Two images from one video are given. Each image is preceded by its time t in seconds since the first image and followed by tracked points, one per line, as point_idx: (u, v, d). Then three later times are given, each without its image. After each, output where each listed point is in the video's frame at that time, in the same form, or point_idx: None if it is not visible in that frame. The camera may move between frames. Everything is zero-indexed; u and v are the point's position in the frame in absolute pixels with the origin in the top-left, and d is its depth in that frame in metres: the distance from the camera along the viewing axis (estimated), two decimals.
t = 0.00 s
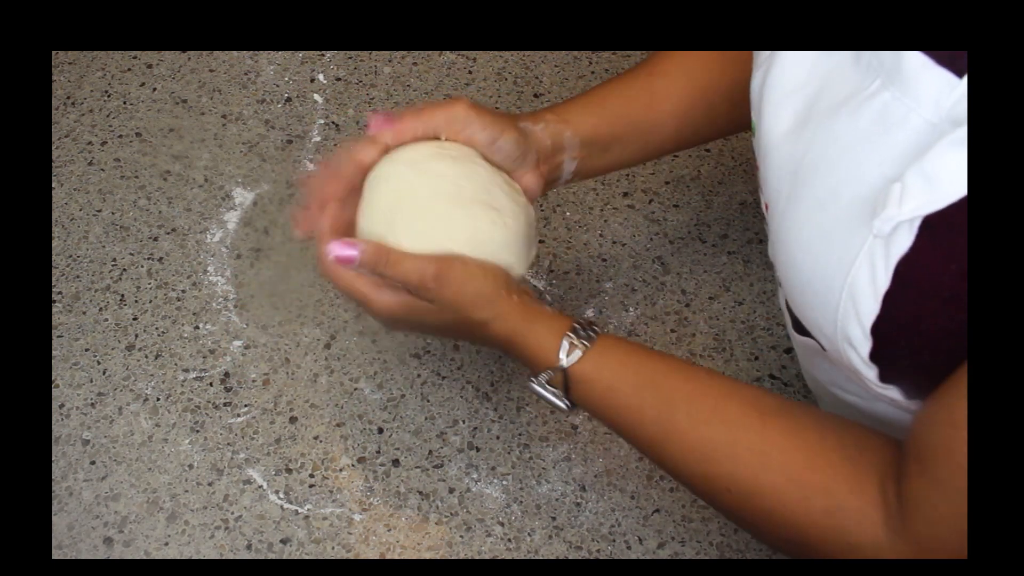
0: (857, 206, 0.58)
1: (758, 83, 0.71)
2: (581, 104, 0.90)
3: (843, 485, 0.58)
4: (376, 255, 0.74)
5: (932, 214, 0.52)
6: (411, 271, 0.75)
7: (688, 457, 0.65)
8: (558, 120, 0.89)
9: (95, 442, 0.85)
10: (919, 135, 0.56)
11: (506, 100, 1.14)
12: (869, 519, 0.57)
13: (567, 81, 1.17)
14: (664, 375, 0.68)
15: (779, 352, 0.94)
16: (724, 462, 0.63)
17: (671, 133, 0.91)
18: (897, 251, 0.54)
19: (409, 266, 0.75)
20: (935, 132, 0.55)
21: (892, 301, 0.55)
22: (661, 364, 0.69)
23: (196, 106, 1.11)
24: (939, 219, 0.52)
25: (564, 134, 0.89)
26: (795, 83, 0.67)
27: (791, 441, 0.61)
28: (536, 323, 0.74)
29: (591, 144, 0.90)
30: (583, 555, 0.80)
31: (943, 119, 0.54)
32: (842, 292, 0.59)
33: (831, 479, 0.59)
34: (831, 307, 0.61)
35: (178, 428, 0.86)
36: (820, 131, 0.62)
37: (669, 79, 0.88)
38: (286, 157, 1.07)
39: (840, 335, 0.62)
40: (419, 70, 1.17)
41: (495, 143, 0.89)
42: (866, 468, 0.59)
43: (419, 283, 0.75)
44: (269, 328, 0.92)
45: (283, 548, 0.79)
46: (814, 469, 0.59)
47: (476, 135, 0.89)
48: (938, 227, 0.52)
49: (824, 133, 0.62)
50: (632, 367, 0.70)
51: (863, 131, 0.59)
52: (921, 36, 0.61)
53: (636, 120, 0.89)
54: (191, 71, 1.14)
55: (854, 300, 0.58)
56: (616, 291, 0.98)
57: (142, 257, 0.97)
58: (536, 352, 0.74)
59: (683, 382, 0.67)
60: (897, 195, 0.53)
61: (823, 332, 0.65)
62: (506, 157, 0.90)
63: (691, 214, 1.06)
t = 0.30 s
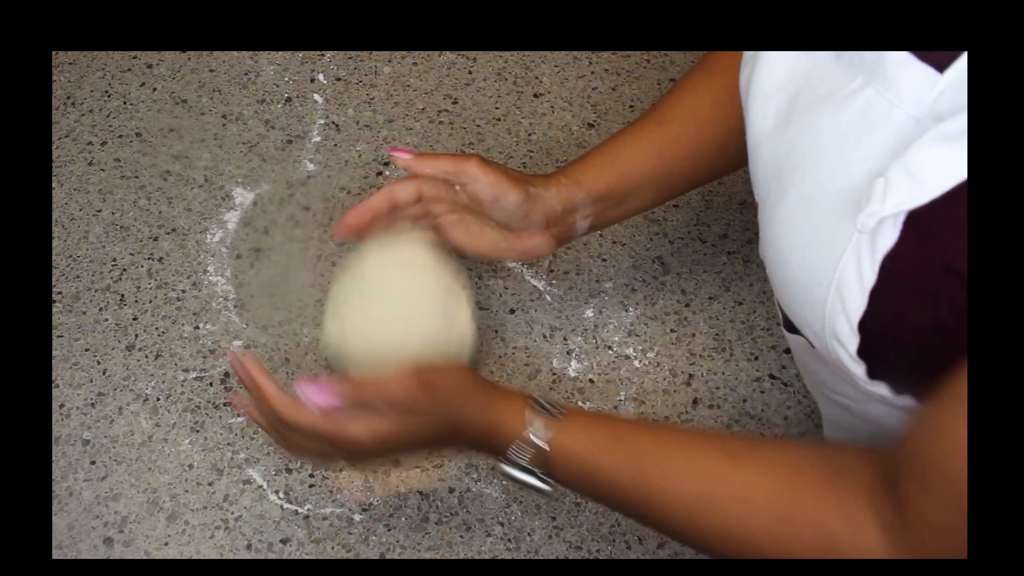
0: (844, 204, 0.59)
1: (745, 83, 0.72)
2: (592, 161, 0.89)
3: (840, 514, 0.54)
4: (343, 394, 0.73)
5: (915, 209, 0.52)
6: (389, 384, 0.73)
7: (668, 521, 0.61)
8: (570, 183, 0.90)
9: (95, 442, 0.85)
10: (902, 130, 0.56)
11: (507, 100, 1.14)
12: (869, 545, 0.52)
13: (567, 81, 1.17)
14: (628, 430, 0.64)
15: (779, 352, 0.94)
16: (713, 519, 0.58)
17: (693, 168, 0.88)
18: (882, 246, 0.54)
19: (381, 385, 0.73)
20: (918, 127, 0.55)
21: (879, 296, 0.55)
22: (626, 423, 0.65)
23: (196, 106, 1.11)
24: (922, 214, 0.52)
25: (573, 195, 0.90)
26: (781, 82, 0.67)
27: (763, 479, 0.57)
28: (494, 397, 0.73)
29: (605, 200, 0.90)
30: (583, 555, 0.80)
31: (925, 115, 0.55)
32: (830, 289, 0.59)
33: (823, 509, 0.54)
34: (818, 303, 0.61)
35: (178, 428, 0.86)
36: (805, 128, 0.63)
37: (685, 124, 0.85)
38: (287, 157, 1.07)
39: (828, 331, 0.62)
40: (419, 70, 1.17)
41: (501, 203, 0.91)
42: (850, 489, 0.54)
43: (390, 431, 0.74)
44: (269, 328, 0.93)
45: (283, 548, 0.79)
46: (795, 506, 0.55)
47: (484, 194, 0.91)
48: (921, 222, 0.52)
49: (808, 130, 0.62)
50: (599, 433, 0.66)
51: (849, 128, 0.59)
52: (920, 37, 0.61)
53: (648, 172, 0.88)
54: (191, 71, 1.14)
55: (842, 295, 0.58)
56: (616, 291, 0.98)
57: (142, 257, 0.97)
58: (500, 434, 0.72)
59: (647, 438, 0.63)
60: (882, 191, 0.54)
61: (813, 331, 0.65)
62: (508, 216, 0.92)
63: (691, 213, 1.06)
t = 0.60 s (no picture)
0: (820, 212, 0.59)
1: (727, 90, 0.72)
2: (532, 195, 0.92)
3: (782, 440, 0.65)
4: (417, 314, 0.83)
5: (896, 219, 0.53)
6: (457, 305, 0.84)
7: (681, 442, 0.71)
8: (496, 235, 0.93)
9: (95, 442, 0.85)
10: (872, 140, 0.56)
11: (507, 100, 1.14)
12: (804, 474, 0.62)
13: (567, 81, 1.17)
14: (651, 355, 0.79)
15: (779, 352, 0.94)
16: (708, 443, 0.69)
17: (594, 196, 0.90)
18: (864, 255, 0.55)
19: (448, 308, 0.83)
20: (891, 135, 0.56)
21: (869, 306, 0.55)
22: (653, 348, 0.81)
23: (196, 106, 1.11)
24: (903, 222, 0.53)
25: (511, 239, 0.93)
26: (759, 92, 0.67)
27: (735, 408, 0.69)
28: (538, 318, 0.88)
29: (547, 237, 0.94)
30: (584, 555, 0.80)
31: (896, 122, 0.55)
32: (814, 298, 0.59)
33: (760, 434, 0.67)
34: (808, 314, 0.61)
35: (178, 428, 0.86)
36: (782, 139, 0.63)
37: (606, 150, 0.88)
38: (287, 157, 1.07)
39: (821, 339, 0.61)
40: (419, 69, 1.17)
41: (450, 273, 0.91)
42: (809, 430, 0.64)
43: (413, 360, 0.82)
44: (270, 328, 0.93)
45: (283, 548, 0.79)
46: (729, 418, 0.69)
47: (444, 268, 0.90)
48: (904, 230, 0.53)
49: (784, 141, 0.62)
50: (614, 349, 0.82)
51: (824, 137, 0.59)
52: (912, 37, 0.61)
53: (581, 211, 0.92)
54: (191, 71, 1.14)
55: (829, 306, 0.58)
56: (616, 291, 0.98)
57: (142, 257, 0.97)
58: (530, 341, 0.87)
59: (656, 360, 0.78)
60: (861, 201, 0.54)
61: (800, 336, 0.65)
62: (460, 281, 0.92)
63: (691, 213, 1.06)
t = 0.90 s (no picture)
0: (797, 210, 0.63)
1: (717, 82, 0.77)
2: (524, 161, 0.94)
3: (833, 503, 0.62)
4: (419, 352, 0.78)
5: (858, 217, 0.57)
6: (455, 349, 0.79)
7: (722, 493, 0.68)
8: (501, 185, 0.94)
9: (95, 442, 0.85)
10: (847, 140, 0.61)
11: (507, 100, 1.14)
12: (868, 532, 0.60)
13: (567, 82, 1.17)
14: (663, 402, 0.76)
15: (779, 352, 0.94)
16: (752, 495, 0.67)
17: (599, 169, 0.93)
18: (833, 252, 0.58)
19: (451, 350, 0.79)
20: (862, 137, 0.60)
21: (835, 303, 0.59)
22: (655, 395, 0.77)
23: (196, 106, 1.11)
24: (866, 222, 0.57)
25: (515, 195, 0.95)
26: (748, 91, 0.72)
27: (784, 461, 0.67)
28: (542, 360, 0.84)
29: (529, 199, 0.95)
30: (584, 555, 0.80)
31: (867, 125, 0.59)
32: (790, 296, 0.64)
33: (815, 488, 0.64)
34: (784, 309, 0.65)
35: (178, 428, 0.86)
36: (765, 139, 0.68)
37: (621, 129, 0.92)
38: (287, 157, 1.07)
39: (795, 338, 0.66)
40: (419, 69, 1.17)
41: (445, 210, 0.95)
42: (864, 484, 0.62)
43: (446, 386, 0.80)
44: (270, 328, 0.93)
45: (283, 548, 0.79)
46: (778, 475, 0.66)
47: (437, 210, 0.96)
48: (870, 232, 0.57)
49: (768, 140, 0.67)
50: (628, 396, 0.77)
51: (803, 141, 0.64)
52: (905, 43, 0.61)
53: (587, 168, 0.93)
54: (191, 71, 1.14)
55: (800, 302, 0.62)
56: (616, 291, 0.98)
57: (142, 257, 0.97)
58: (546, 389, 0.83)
59: (675, 407, 0.75)
60: (825, 196, 0.58)
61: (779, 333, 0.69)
62: (452, 224, 0.97)
63: (691, 213, 1.06)
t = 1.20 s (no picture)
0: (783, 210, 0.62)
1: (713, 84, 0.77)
2: (577, 157, 0.93)
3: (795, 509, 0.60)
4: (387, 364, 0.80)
5: (835, 221, 0.55)
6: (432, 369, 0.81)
7: (681, 519, 0.66)
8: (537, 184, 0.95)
9: (95, 442, 0.85)
10: (836, 141, 0.59)
11: (506, 100, 1.14)
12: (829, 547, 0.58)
13: (567, 81, 1.17)
14: (626, 436, 0.73)
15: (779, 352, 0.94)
16: (710, 522, 0.64)
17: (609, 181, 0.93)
18: (812, 257, 0.57)
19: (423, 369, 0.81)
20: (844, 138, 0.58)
21: (817, 306, 0.58)
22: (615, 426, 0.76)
23: (196, 106, 1.11)
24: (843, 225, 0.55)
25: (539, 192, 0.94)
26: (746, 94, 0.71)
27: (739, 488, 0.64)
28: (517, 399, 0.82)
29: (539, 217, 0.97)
30: (583, 555, 0.80)
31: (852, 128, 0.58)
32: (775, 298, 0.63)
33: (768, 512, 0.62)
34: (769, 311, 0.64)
35: (178, 428, 0.86)
36: (758, 138, 0.67)
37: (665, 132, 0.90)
38: (287, 157, 1.07)
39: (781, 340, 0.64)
40: (419, 69, 1.17)
41: (491, 205, 0.95)
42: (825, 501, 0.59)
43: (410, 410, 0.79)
44: (269, 328, 0.93)
45: (283, 548, 0.79)
46: (730, 494, 0.64)
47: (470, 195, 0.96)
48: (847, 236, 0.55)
49: (760, 140, 0.66)
50: (589, 429, 0.76)
51: (790, 140, 0.63)
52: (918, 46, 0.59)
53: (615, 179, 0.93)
54: (192, 71, 1.14)
55: (783, 305, 0.61)
56: (616, 291, 0.98)
57: (142, 257, 0.97)
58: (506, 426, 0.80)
59: (623, 441, 0.72)
60: (806, 200, 0.57)
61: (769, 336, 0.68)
62: (501, 219, 0.97)
63: (691, 213, 1.06)
